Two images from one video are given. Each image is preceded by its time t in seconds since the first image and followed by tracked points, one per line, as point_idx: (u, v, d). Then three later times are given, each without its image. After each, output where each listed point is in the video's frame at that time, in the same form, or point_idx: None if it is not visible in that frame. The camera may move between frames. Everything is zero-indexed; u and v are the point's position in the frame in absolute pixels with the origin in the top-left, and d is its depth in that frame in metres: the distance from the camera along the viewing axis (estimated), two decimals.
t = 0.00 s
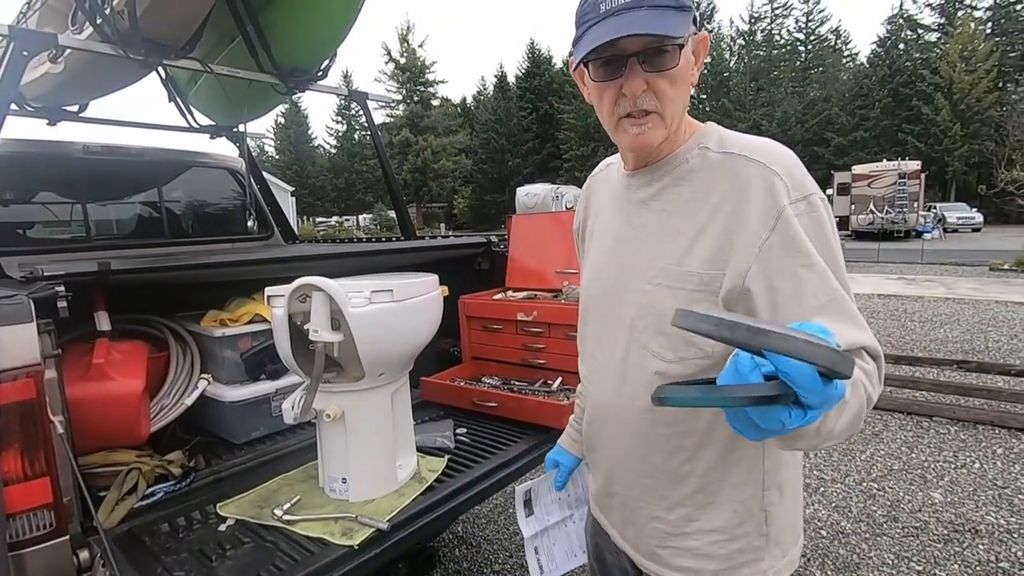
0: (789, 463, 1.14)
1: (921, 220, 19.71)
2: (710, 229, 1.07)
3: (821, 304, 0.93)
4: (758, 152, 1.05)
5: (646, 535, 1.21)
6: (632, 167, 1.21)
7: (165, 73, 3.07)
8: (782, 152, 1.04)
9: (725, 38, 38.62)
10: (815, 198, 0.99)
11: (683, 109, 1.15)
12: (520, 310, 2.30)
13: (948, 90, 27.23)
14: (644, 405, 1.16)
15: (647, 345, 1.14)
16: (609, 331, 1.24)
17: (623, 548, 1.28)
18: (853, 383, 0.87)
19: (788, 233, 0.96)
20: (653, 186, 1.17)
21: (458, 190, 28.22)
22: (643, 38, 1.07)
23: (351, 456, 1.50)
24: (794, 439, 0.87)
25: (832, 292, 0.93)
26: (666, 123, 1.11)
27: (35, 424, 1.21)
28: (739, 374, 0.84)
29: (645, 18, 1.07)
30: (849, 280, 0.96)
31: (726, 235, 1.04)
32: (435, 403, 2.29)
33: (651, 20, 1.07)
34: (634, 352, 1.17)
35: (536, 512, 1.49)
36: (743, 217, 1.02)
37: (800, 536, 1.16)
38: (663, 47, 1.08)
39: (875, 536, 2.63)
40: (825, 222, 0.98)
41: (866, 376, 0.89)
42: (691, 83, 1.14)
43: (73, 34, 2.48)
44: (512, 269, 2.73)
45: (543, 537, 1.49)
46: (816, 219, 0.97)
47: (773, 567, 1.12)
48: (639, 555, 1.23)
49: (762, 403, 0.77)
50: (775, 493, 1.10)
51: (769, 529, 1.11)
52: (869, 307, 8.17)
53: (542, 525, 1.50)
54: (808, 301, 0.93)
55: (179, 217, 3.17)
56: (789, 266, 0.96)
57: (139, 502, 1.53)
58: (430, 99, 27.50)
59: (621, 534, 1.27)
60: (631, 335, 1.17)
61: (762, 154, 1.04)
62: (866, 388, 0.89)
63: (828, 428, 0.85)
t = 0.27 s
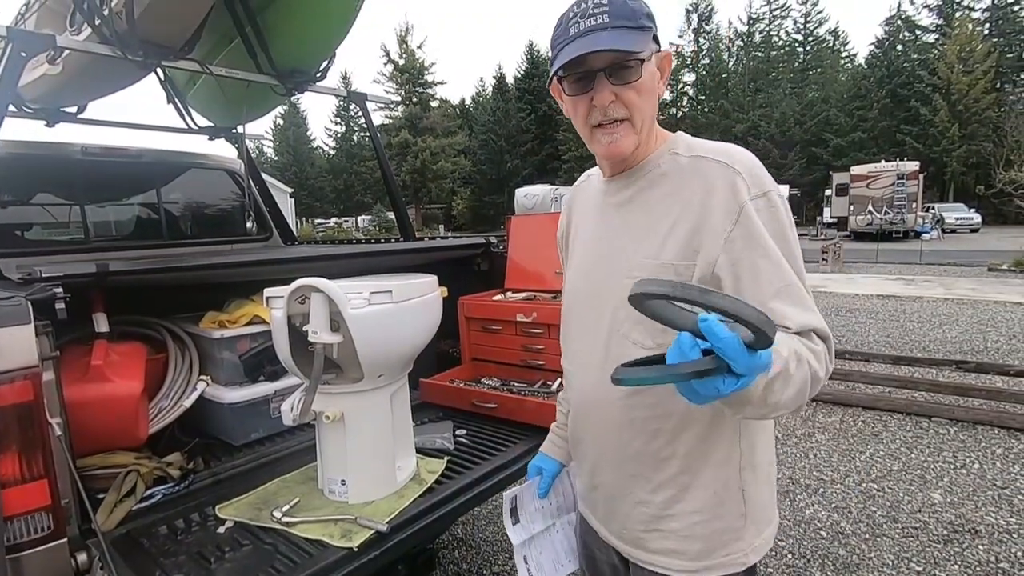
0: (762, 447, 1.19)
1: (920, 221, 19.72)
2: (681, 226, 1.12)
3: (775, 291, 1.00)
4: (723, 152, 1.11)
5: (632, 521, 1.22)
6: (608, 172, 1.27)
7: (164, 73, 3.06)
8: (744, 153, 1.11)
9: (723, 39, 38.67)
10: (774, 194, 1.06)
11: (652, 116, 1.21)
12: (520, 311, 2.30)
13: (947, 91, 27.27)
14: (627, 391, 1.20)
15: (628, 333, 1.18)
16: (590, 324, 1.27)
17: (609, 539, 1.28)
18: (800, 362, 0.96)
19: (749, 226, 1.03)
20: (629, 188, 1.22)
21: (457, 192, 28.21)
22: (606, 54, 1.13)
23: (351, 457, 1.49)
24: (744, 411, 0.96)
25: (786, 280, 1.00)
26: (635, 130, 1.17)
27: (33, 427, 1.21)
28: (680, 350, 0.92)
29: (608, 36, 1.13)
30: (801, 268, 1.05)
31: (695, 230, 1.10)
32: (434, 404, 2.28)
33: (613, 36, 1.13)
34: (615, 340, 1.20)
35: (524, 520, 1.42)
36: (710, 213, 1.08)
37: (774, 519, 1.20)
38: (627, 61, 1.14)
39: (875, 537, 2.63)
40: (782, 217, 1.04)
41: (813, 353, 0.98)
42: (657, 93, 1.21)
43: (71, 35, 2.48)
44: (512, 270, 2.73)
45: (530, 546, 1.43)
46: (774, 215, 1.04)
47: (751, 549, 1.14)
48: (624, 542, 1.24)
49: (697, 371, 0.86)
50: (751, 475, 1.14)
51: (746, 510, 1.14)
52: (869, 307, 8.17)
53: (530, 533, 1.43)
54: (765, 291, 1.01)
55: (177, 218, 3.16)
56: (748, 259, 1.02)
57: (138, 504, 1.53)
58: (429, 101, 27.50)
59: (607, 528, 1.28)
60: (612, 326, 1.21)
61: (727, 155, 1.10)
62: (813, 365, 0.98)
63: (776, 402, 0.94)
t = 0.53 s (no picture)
0: (741, 431, 1.21)
1: (921, 222, 19.72)
2: (660, 226, 1.13)
3: (748, 282, 1.02)
4: (698, 156, 1.12)
5: (620, 505, 1.22)
6: (592, 179, 1.28)
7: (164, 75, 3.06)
8: (717, 157, 1.13)
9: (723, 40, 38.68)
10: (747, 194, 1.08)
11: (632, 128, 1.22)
12: (520, 312, 2.30)
13: (947, 91, 27.27)
14: (613, 378, 1.20)
15: (615, 326, 1.18)
16: (577, 322, 1.28)
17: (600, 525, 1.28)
18: (773, 347, 0.98)
19: (724, 223, 1.05)
20: (612, 193, 1.22)
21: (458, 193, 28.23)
22: (584, 73, 1.15)
23: (350, 458, 1.49)
24: (717, 388, 0.97)
25: (758, 271, 1.02)
26: (615, 142, 1.19)
27: (32, 429, 1.21)
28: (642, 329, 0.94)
29: (586, 57, 1.14)
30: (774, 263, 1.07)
31: (674, 228, 1.11)
32: (434, 405, 2.29)
33: (590, 57, 1.14)
34: (601, 333, 1.21)
35: (507, 503, 1.47)
36: (688, 211, 1.09)
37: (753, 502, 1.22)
38: (605, 80, 1.15)
39: (876, 539, 2.62)
40: (754, 214, 1.06)
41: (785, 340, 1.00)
42: (636, 106, 1.22)
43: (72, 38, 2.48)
44: (512, 272, 2.73)
45: (513, 529, 1.46)
46: (747, 212, 1.06)
47: (733, 528, 1.15)
48: (613, 525, 1.24)
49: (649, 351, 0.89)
50: (732, 458, 1.16)
51: (728, 491, 1.15)
52: (870, 308, 8.17)
53: (513, 516, 1.46)
54: (739, 286, 1.02)
55: (178, 220, 3.16)
56: (722, 255, 1.04)
57: (137, 506, 1.53)
58: (429, 102, 27.52)
59: (598, 514, 1.28)
60: (598, 321, 1.22)
61: (702, 159, 1.12)
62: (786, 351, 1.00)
63: (749, 384, 0.96)
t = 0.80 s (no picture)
0: (731, 425, 1.22)
1: (924, 224, 19.69)
2: (646, 230, 1.14)
3: (728, 284, 1.03)
4: (683, 163, 1.13)
5: (614, 497, 1.22)
6: (585, 185, 1.29)
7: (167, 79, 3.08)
8: (704, 165, 1.13)
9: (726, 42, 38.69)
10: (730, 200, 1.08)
11: (625, 137, 1.22)
12: (521, 315, 2.30)
13: (950, 93, 27.24)
14: (604, 375, 1.21)
15: (606, 326, 1.19)
16: (569, 323, 1.29)
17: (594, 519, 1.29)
18: (751, 347, 0.98)
19: (706, 228, 1.05)
20: (603, 200, 1.23)
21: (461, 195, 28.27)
22: (578, 86, 1.14)
23: (351, 461, 1.48)
24: (696, 385, 0.97)
25: (738, 274, 1.03)
26: (609, 151, 1.19)
27: (34, 433, 1.22)
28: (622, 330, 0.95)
29: (578, 70, 1.14)
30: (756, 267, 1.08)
31: (659, 233, 1.11)
32: (435, 407, 2.29)
33: (583, 70, 1.14)
34: (593, 332, 1.22)
35: (514, 494, 1.48)
36: (673, 216, 1.10)
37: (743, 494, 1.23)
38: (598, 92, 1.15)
39: (879, 542, 2.62)
40: (736, 219, 1.07)
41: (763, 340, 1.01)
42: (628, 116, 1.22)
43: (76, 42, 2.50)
44: (513, 274, 2.74)
45: (518, 518, 1.49)
46: (729, 217, 1.07)
47: (724, 519, 1.16)
48: (606, 517, 1.24)
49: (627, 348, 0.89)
50: (722, 450, 1.16)
51: (718, 483, 1.15)
52: (873, 311, 8.17)
53: (518, 506, 1.48)
54: (720, 289, 1.03)
55: (181, 223, 3.17)
56: (704, 258, 1.04)
57: (139, 509, 1.53)
58: (432, 104, 27.57)
59: (591, 501, 1.29)
60: (590, 322, 1.23)
61: (687, 165, 1.12)
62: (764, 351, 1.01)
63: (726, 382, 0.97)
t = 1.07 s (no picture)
0: (727, 427, 1.22)
1: (928, 228, 19.65)
2: (646, 235, 1.14)
3: (728, 286, 1.04)
4: (681, 169, 1.14)
5: (611, 498, 1.21)
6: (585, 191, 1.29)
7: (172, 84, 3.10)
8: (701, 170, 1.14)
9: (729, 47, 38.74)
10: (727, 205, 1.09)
11: (626, 145, 1.23)
12: (524, 320, 2.30)
13: (954, 98, 27.21)
14: (604, 376, 1.20)
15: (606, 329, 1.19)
16: (570, 327, 1.29)
17: (593, 522, 1.28)
18: (750, 347, 1.00)
19: (705, 232, 1.06)
20: (604, 205, 1.23)
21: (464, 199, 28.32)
22: (579, 97, 1.15)
23: (354, 466, 1.48)
24: (696, 382, 0.98)
25: (737, 277, 1.04)
26: (609, 160, 1.20)
27: (39, 439, 1.23)
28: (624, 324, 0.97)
29: (580, 81, 1.15)
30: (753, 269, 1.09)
31: (659, 237, 1.12)
32: (438, 412, 2.29)
33: (585, 80, 1.15)
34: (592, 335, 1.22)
35: (515, 502, 1.47)
36: (672, 221, 1.10)
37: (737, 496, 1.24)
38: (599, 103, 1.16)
39: (883, 549, 2.61)
40: (733, 224, 1.08)
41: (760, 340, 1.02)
42: (629, 125, 1.23)
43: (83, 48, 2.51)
44: (517, 279, 2.74)
45: (520, 527, 1.47)
46: (726, 221, 1.08)
47: (720, 519, 1.17)
48: (605, 518, 1.24)
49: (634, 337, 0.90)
50: (719, 451, 1.17)
51: (715, 484, 1.16)
52: (877, 315, 8.15)
53: (520, 515, 1.47)
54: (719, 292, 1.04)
55: (185, 227, 3.19)
56: (703, 262, 1.05)
57: (143, 513, 1.53)
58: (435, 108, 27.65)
59: (590, 504, 1.28)
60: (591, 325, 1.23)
61: (685, 171, 1.13)
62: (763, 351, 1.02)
63: (724, 382, 0.98)
